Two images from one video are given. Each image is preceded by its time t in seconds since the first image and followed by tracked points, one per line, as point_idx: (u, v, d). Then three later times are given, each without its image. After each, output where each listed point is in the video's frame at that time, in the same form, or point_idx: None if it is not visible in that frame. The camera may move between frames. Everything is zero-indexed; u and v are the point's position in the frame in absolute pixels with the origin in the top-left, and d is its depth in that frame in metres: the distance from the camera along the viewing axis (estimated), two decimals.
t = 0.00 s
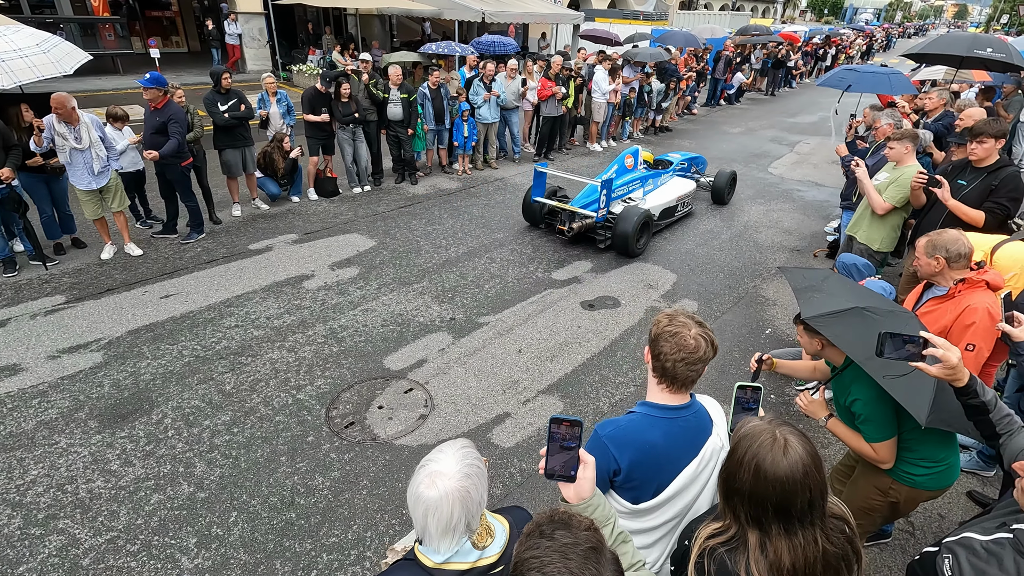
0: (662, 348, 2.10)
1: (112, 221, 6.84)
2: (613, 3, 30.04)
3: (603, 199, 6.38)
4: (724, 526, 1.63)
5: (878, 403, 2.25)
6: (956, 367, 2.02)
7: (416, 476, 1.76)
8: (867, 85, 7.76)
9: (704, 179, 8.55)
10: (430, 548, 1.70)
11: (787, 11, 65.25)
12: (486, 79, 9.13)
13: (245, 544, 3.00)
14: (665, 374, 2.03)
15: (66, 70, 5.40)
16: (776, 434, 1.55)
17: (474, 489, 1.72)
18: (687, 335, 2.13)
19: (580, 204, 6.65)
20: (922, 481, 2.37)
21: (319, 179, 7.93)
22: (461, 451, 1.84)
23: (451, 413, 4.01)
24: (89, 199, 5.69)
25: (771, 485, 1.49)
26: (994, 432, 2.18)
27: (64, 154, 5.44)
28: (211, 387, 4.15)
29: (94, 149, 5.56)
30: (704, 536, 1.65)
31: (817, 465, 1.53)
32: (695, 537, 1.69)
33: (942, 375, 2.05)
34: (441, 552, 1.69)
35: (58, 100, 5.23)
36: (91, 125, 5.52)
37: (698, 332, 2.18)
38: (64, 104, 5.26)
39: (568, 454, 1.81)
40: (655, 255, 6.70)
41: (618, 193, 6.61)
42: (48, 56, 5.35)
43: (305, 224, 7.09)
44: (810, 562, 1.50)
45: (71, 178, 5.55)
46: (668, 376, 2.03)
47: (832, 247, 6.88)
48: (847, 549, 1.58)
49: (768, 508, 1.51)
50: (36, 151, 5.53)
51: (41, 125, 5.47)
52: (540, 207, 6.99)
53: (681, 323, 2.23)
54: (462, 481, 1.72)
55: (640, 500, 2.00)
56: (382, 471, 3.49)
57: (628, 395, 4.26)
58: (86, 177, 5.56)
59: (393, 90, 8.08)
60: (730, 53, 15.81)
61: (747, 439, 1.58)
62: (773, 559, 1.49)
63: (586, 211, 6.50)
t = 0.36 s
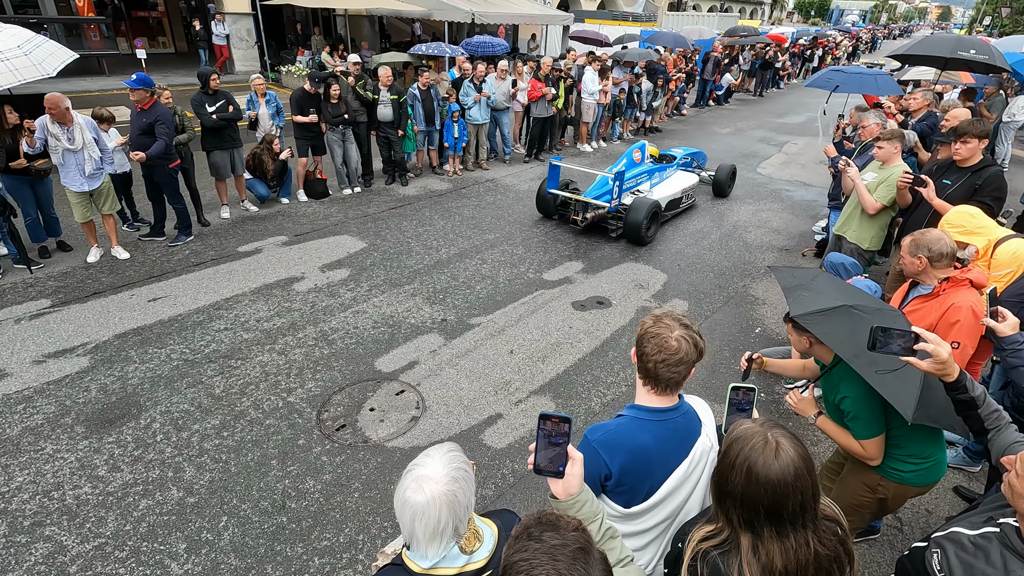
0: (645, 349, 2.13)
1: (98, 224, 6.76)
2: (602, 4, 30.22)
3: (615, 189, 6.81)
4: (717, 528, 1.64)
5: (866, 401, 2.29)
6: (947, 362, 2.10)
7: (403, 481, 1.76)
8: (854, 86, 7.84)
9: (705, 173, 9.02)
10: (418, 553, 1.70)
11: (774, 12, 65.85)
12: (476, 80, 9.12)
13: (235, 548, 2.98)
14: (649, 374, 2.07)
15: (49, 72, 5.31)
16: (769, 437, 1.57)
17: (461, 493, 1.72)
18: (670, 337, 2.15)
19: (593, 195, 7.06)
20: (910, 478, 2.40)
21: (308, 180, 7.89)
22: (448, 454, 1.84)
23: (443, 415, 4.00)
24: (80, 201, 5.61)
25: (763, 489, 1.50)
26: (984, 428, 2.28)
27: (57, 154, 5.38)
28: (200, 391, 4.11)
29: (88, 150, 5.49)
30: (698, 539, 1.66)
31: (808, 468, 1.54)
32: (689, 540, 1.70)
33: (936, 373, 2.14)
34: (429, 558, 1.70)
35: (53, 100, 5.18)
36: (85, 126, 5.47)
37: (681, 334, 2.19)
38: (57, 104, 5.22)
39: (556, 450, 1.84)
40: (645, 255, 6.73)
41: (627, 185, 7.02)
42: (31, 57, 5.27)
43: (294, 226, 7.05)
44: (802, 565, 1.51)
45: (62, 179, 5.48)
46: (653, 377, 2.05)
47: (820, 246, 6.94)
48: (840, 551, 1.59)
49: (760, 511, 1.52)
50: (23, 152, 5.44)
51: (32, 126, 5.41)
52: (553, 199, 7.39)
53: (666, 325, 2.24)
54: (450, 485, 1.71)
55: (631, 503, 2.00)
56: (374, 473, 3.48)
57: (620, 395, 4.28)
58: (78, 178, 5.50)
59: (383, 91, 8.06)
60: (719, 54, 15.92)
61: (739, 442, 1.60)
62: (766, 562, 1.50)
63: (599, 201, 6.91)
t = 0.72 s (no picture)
0: (631, 352, 2.15)
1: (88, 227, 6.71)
2: (595, 7, 30.35)
3: (627, 183, 7.17)
4: (711, 530, 1.66)
5: (857, 399, 2.30)
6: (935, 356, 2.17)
7: (392, 484, 1.76)
8: (844, 87, 7.91)
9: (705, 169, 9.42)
10: (406, 555, 1.71)
11: (765, 15, 66.36)
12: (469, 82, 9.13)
13: (228, 553, 2.96)
14: (636, 378, 2.08)
15: (39, 79, 5.27)
16: (762, 438, 1.58)
17: (450, 496, 1.73)
18: (655, 339, 2.17)
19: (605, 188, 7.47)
20: (900, 476, 2.42)
21: (301, 183, 7.87)
22: (437, 457, 1.84)
23: (437, 417, 4.00)
24: (69, 205, 5.55)
25: (757, 490, 1.52)
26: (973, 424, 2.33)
27: (48, 157, 5.33)
28: (192, 395, 4.09)
29: (80, 153, 5.45)
30: (693, 541, 1.67)
31: (801, 468, 1.55)
32: (683, 542, 1.71)
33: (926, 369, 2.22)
34: (417, 559, 1.71)
35: (47, 102, 5.16)
36: (78, 129, 5.46)
37: (666, 335, 2.21)
38: (53, 106, 5.20)
39: (546, 448, 1.82)
40: (638, 256, 6.76)
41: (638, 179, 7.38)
42: (22, 66, 5.22)
43: (287, 229, 7.02)
44: (796, 565, 1.52)
45: (53, 182, 5.43)
46: (640, 380, 2.07)
47: (811, 247, 7.00)
48: (834, 550, 1.60)
49: (754, 512, 1.53)
50: (12, 156, 5.38)
51: (22, 130, 5.36)
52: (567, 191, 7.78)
53: (651, 327, 2.26)
54: (438, 488, 1.71)
55: (623, 507, 2.01)
56: (368, 476, 3.47)
57: (614, 396, 4.29)
58: (70, 181, 5.45)
59: (375, 93, 8.06)
60: (710, 56, 16.02)
61: (733, 444, 1.61)
62: (760, 563, 1.52)
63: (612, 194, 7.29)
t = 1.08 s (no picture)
0: (623, 356, 2.15)
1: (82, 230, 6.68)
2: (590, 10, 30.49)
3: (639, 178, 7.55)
4: (704, 532, 1.66)
5: (852, 399, 2.32)
6: (927, 355, 2.19)
7: (383, 485, 1.77)
8: (837, 90, 7.97)
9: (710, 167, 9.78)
10: (396, 555, 1.72)
11: (758, 17, 66.79)
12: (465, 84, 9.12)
13: (225, 557, 2.95)
14: (629, 383, 2.09)
15: (34, 89, 5.24)
16: (751, 440, 1.59)
17: (440, 500, 1.72)
18: (647, 342, 2.17)
19: (617, 183, 7.85)
20: (895, 476, 2.44)
21: (296, 185, 7.88)
22: (429, 460, 1.84)
23: (434, 419, 4.00)
24: (61, 209, 5.52)
25: (745, 492, 1.52)
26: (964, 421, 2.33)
27: (38, 160, 5.31)
28: (188, 398, 4.07)
29: (70, 156, 5.42)
30: (685, 544, 1.68)
31: (790, 469, 1.56)
32: (676, 545, 1.71)
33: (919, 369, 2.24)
34: (406, 561, 1.72)
35: (38, 105, 5.14)
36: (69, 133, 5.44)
37: (657, 338, 2.22)
38: (44, 109, 5.18)
39: (538, 448, 1.84)
40: (634, 258, 6.78)
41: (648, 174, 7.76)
42: (17, 74, 5.18)
43: (283, 231, 7.01)
44: (787, 566, 1.53)
45: (43, 186, 5.40)
46: (633, 385, 2.07)
47: (806, 248, 7.04)
48: (824, 550, 1.62)
49: (744, 513, 1.54)
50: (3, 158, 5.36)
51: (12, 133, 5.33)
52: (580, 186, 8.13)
53: (642, 331, 2.26)
54: (427, 492, 1.71)
55: (620, 512, 2.02)
56: (365, 479, 3.46)
57: (611, 397, 4.31)
58: (59, 184, 5.42)
59: (371, 96, 8.07)
60: (705, 59, 16.10)
61: (723, 445, 1.61)
62: (752, 564, 1.53)
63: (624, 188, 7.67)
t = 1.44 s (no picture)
0: (617, 360, 2.15)
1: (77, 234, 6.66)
2: (586, 12, 30.58)
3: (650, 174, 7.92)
4: (691, 537, 1.67)
5: (847, 400, 2.34)
6: (921, 356, 2.19)
7: (374, 488, 1.76)
8: (831, 94, 8.03)
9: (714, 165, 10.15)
10: (386, 557, 1.73)
11: (753, 21, 67.13)
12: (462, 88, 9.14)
13: (221, 561, 2.94)
14: (623, 388, 2.09)
15: (28, 85, 5.22)
16: (734, 444, 1.60)
17: (430, 503, 1.72)
18: (640, 345, 2.18)
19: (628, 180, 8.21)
20: (890, 476, 2.45)
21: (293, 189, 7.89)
22: (420, 462, 1.83)
23: (431, 422, 4.00)
24: (55, 213, 5.50)
25: (728, 496, 1.54)
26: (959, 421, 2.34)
27: (32, 163, 5.31)
28: (184, 402, 4.06)
29: (64, 160, 5.41)
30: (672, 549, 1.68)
31: (773, 473, 1.57)
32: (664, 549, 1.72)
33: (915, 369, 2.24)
34: (397, 563, 1.72)
35: (30, 108, 5.12)
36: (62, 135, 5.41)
37: (651, 341, 2.23)
38: (36, 113, 5.17)
39: (528, 447, 1.85)
40: (630, 261, 6.80)
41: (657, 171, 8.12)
42: (12, 73, 5.18)
43: (279, 235, 7.00)
44: (772, 569, 1.54)
45: (37, 190, 5.38)
46: (628, 388, 2.08)
47: (801, 251, 7.08)
48: (810, 554, 1.63)
49: (728, 517, 1.55)
50: None
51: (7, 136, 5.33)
52: (591, 183, 8.48)
53: (635, 334, 2.26)
54: (418, 496, 1.71)
55: (615, 515, 2.03)
56: (362, 482, 3.46)
57: (608, 400, 4.31)
58: (53, 188, 5.40)
59: (368, 99, 8.08)
60: (700, 62, 16.18)
61: (706, 449, 1.62)
62: (737, 568, 1.53)
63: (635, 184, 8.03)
